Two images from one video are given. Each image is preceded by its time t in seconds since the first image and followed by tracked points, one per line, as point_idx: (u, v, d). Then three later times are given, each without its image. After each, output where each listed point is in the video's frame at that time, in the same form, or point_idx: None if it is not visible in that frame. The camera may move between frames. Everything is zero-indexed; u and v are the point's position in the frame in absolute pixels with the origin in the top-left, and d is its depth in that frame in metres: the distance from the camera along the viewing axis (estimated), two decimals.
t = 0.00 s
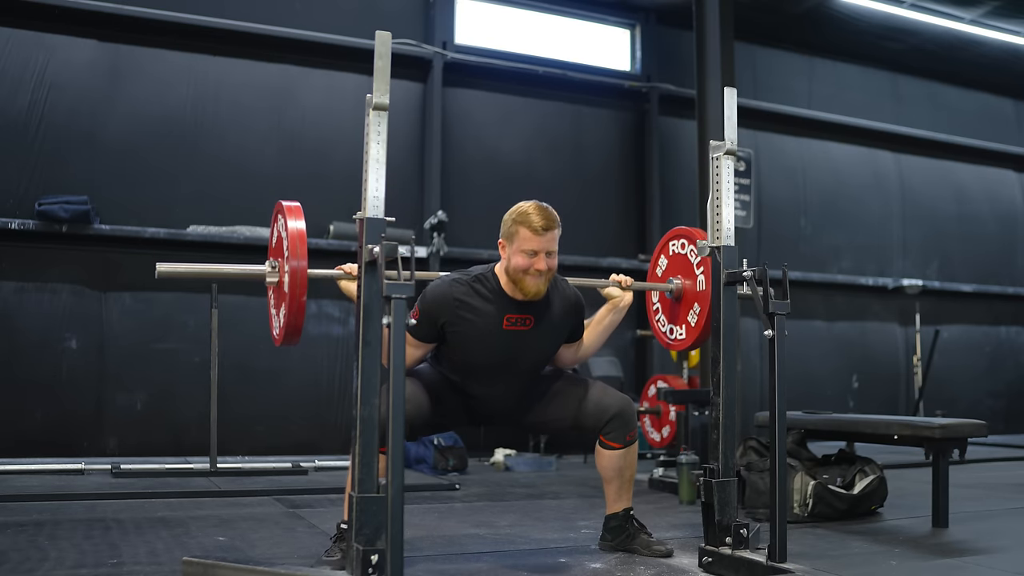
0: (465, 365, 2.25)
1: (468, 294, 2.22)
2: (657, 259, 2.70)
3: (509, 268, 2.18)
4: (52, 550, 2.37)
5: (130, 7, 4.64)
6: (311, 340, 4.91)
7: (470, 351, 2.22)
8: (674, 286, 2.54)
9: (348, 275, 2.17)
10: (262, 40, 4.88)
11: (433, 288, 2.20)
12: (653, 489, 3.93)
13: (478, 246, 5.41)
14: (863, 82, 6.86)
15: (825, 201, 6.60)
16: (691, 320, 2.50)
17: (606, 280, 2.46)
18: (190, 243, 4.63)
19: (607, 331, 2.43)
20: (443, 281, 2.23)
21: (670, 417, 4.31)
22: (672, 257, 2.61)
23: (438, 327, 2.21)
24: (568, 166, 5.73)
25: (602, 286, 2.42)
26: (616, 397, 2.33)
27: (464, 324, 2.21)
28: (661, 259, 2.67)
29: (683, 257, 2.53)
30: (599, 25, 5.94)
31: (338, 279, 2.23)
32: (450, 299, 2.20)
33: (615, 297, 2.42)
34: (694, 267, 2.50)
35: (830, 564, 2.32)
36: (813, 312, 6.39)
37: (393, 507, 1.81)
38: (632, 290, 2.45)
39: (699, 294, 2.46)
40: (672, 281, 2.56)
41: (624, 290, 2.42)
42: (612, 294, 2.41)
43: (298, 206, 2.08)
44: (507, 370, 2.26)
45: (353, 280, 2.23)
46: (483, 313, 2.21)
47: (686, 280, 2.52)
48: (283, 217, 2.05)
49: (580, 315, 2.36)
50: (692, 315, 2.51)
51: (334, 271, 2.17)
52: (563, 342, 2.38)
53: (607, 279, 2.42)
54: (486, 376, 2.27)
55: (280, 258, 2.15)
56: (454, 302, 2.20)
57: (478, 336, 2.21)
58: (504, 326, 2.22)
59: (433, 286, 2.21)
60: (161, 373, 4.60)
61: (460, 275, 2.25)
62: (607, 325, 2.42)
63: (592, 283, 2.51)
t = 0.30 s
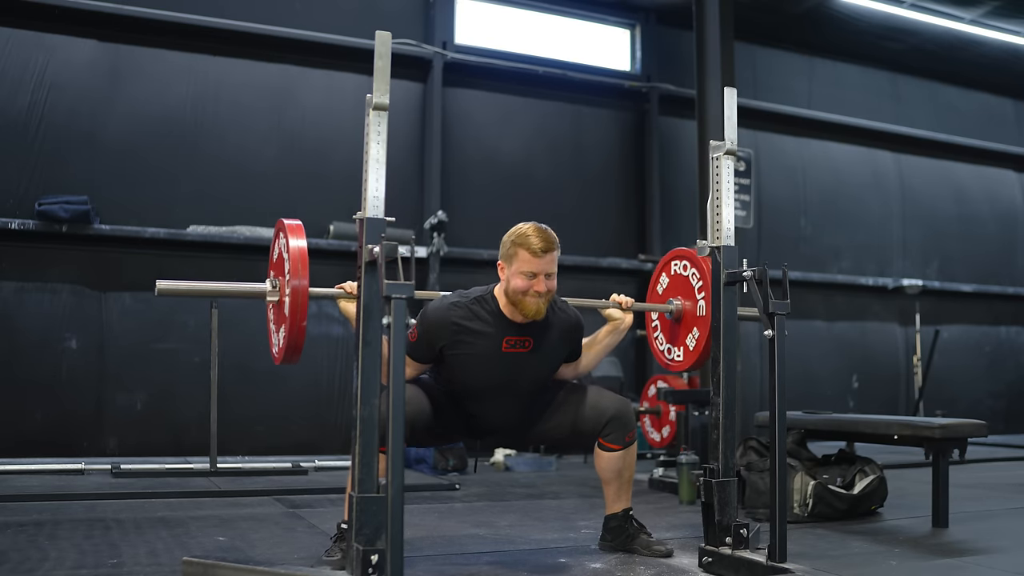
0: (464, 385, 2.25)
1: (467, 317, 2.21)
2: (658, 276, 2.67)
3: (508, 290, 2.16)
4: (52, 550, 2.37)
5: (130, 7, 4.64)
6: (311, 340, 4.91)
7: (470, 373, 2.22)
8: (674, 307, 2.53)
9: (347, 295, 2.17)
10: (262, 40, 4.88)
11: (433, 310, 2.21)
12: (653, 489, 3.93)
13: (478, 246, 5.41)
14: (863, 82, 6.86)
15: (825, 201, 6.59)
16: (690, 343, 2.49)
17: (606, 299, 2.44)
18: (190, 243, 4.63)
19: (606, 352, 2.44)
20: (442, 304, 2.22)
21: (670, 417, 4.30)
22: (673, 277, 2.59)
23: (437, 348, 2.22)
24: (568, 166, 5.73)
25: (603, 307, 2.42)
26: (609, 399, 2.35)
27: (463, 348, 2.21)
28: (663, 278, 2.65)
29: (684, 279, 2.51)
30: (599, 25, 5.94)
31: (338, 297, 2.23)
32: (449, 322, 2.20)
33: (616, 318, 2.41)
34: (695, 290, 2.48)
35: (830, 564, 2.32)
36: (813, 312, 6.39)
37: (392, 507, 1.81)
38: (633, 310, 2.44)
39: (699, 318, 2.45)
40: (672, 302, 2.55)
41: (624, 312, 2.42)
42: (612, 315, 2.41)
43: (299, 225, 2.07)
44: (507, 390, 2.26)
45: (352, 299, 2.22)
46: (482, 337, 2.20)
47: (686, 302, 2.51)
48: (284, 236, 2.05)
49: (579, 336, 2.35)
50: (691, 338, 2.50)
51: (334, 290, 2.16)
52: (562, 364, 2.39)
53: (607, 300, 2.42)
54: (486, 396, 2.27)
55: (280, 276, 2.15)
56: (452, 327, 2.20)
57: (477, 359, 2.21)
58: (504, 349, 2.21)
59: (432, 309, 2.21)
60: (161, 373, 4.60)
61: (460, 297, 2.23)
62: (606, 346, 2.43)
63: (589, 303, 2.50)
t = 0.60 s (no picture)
0: (465, 396, 2.26)
1: (466, 331, 2.21)
2: (661, 287, 2.70)
3: (508, 304, 2.17)
4: (52, 550, 2.37)
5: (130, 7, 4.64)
6: (311, 340, 4.92)
7: (469, 385, 2.23)
8: (675, 321, 2.55)
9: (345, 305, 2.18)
10: (262, 40, 4.88)
11: (432, 323, 2.22)
12: (653, 489, 3.93)
13: (478, 246, 5.41)
14: (863, 82, 6.86)
15: (825, 201, 6.59)
16: (689, 358, 2.51)
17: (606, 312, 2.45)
18: (190, 243, 4.63)
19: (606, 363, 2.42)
20: (441, 318, 2.23)
21: (670, 417, 4.30)
22: (675, 290, 2.61)
23: (435, 362, 2.24)
24: (568, 166, 5.73)
25: (603, 320, 2.41)
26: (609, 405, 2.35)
27: (461, 362, 2.21)
28: (666, 289, 2.67)
29: (686, 293, 2.53)
30: (599, 25, 5.94)
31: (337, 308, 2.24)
32: (448, 336, 2.20)
33: (616, 331, 2.41)
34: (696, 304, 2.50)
35: (830, 564, 2.32)
36: (813, 312, 6.39)
37: (392, 507, 1.81)
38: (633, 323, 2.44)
39: (698, 334, 2.46)
40: (673, 315, 2.57)
41: (626, 326, 2.41)
42: (613, 328, 2.40)
43: (299, 235, 2.09)
44: (507, 401, 2.26)
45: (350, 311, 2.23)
46: (480, 350, 2.20)
47: (687, 315, 2.53)
48: (285, 247, 2.07)
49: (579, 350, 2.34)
50: (690, 353, 2.51)
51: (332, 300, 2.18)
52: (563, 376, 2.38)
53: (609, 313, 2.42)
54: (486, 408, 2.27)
55: (279, 286, 2.17)
56: (451, 340, 2.20)
57: (476, 372, 2.21)
58: (503, 363, 2.21)
59: (432, 323, 2.22)
60: (161, 373, 4.60)
61: (459, 310, 2.24)
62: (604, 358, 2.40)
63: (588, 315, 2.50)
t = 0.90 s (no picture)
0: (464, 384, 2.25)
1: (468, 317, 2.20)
2: (664, 276, 2.88)
3: (507, 297, 2.17)
4: (52, 550, 2.37)
5: (130, 7, 4.64)
6: (311, 340, 4.91)
7: (470, 373, 2.22)
8: (677, 310, 2.72)
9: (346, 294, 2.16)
10: (262, 40, 4.88)
11: (434, 310, 2.19)
12: (653, 489, 3.93)
13: (478, 246, 5.41)
14: (863, 82, 6.86)
15: (825, 201, 6.59)
16: (690, 347, 2.69)
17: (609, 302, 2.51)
18: (190, 243, 4.63)
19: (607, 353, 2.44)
20: (443, 303, 2.21)
21: (670, 417, 4.30)
22: (678, 279, 2.79)
23: (436, 348, 2.21)
24: (568, 166, 5.73)
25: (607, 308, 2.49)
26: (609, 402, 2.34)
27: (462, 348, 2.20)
28: (669, 277, 2.85)
29: (688, 283, 2.70)
30: (599, 25, 5.94)
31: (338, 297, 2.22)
32: (450, 323, 2.19)
33: (616, 319, 2.45)
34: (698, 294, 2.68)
35: (830, 564, 2.32)
36: (813, 312, 6.39)
37: (392, 507, 1.81)
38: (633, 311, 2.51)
39: (700, 325, 2.65)
40: (674, 304, 2.74)
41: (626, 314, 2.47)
42: (613, 317, 2.45)
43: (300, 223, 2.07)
44: (505, 390, 2.26)
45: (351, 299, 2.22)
46: (482, 338, 2.20)
47: (688, 305, 2.70)
48: (286, 234, 2.04)
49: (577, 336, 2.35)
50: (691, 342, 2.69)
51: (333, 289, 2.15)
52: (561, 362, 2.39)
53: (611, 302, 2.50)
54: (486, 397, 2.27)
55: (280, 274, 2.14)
56: (453, 327, 2.19)
57: (477, 359, 2.20)
58: (504, 351, 2.21)
59: (435, 307, 2.20)
60: (161, 373, 4.60)
61: (460, 296, 2.22)
62: (607, 349, 2.43)
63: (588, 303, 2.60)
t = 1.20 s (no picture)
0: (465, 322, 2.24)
1: (468, 247, 2.22)
2: (664, 217, 2.77)
3: (509, 216, 2.17)
4: (52, 550, 2.37)
5: (130, 7, 4.64)
6: (311, 340, 4.91)
7: (473, 307, 2.21)
8: (676, 250, 2.61)
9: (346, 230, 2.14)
10: (262, 40, 4.88)
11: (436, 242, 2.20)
12: (653, 489, 3.93)
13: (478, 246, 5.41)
14: (863, 82, 6.86)
15: (825, 201, 6.59)
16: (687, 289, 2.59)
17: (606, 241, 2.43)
18: (190, 243, 4.63)
19: (608, 294, 2.44)
20: (443, 237, 2.23)
21: (670, 417, 4.30)
22: (677, 220, 2.68)
23: (438, 282, 2.21)
24: (568, 166, 5.73)
25: (603, 248, 2.42)
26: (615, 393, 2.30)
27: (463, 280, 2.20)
28: (669, 218, 2.74)
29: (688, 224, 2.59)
30: (599, 25, 5.94)
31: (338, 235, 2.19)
32: (451, 254, 2.20)
33: (617, 260, 2.41)
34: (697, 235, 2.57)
35: (830, 564, 2.32)
36: (813, 312, 6.39)
37: (393, 507, 1.81)
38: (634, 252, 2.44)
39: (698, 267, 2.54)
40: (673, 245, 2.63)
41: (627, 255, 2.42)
42: (614, 257, 2.41)
43: (300, 159, 2.05)
44: (507, 327, 2.25)
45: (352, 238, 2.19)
46: (483, 267, 2.21)
47: (687, 246, 2.59)
48: (286, 170, 2.02)
49: (579, 272, 2.37)
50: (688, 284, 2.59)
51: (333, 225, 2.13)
52: (563, 300, 2.38)
53: (608, 242, 2.42)
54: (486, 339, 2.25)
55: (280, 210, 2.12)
56: (455, 258, 2.20)
57: (478, 291, 2.20)
58: (507, 280, 2.21)
59: (437, 241, 2.21)
60: (161, 373, 4.60)
61: (459, 229, 2.25)
62: (608, 288, 2.43)
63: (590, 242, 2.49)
